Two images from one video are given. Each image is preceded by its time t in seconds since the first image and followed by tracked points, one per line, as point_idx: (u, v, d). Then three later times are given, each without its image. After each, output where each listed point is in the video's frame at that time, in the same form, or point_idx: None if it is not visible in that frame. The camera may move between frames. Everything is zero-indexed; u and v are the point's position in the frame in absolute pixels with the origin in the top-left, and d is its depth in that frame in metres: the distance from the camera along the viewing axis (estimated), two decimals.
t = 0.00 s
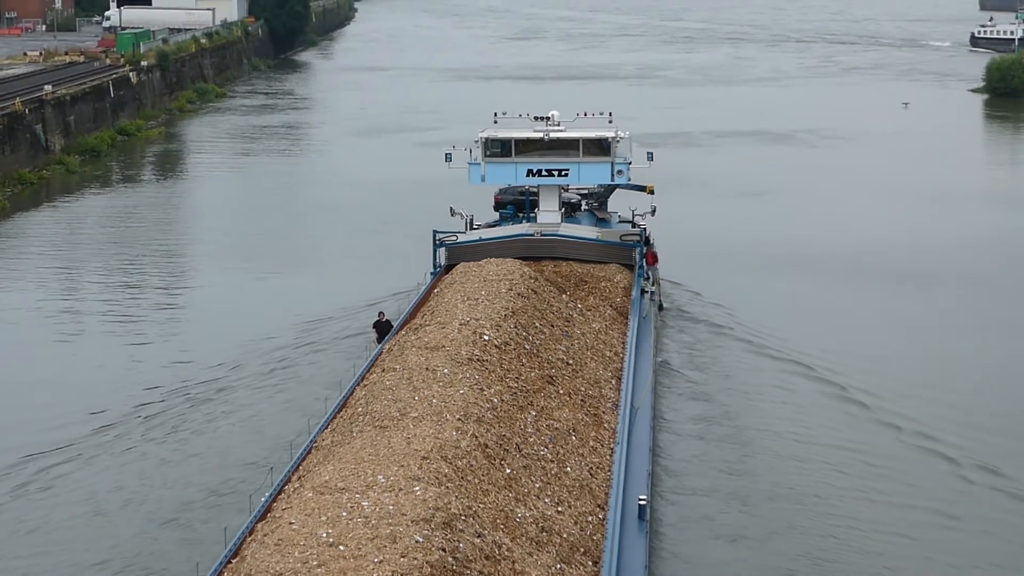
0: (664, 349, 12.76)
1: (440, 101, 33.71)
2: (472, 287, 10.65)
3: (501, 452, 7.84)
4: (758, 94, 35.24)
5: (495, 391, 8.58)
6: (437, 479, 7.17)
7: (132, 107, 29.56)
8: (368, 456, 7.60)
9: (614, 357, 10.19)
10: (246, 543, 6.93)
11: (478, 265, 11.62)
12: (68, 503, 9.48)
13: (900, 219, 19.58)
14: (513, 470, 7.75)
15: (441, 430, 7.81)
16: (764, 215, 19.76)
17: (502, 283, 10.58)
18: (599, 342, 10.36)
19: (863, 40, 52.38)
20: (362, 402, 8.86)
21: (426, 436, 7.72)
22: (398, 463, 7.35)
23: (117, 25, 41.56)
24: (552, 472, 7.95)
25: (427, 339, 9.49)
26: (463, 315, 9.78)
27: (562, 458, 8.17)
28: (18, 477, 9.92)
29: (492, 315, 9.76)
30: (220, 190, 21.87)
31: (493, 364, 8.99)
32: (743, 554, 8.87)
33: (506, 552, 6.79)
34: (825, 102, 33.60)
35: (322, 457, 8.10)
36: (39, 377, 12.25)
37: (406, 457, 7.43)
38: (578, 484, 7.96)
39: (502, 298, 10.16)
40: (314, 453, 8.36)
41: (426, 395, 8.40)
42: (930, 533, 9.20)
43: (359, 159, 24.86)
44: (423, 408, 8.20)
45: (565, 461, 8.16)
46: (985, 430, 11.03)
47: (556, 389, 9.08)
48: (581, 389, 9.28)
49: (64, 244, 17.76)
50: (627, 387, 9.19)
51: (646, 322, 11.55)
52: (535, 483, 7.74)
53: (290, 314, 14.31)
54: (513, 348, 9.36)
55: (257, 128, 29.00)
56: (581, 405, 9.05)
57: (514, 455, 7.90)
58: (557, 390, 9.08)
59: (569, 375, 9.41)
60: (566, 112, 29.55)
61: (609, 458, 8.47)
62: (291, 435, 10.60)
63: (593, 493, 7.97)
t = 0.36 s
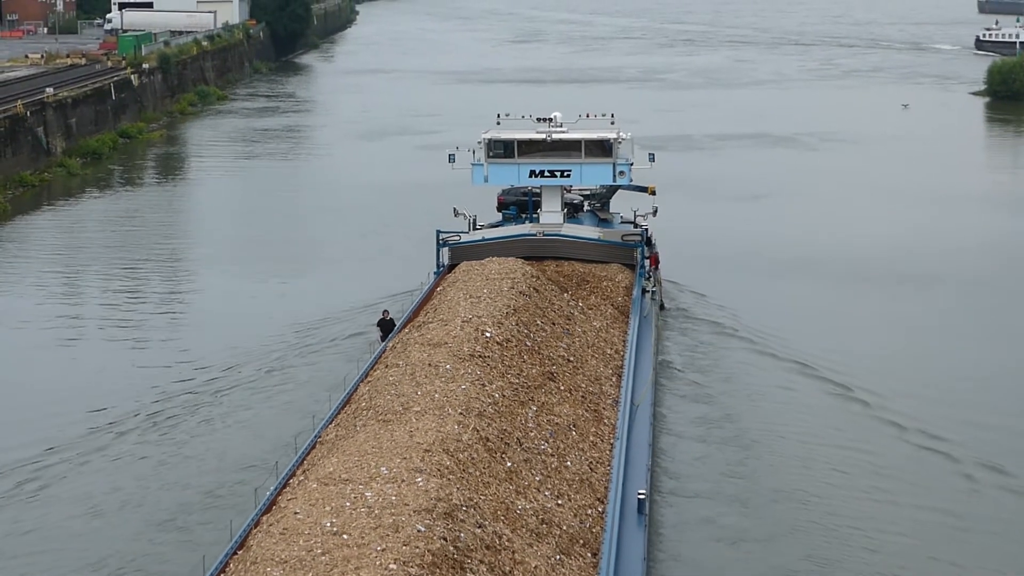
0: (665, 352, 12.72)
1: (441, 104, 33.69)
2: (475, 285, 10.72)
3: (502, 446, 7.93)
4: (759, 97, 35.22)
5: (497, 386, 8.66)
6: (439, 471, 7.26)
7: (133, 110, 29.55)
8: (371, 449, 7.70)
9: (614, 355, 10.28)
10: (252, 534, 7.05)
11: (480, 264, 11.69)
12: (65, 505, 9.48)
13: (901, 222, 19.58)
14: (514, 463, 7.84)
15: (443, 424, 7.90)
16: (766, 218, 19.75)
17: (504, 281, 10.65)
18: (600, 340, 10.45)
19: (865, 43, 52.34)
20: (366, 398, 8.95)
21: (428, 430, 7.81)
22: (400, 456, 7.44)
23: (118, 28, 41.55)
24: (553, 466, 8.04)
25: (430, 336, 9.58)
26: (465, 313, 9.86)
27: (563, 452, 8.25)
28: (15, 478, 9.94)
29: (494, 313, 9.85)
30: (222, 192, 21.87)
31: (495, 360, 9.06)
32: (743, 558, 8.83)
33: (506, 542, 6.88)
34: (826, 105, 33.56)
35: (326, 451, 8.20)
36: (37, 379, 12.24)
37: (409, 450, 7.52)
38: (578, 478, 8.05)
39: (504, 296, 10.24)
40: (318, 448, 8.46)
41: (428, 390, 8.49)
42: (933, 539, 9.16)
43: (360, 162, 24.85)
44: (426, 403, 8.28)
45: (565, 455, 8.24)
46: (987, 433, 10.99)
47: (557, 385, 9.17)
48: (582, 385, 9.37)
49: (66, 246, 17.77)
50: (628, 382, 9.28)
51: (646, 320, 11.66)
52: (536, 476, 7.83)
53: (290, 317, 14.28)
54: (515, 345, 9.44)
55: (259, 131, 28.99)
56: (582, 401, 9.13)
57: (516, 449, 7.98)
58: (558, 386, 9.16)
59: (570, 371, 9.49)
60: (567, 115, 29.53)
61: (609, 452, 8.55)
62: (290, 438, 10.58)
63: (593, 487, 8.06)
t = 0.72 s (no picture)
0: (668, 353, 12.69)
1: (443, 106, 33.69)
2: (478, 282, 10.79)
3: (503, 439, 8.06)
4: (761, 99, 35.22)
5: (499, 381, 8.78)
6: (441, 462, 7.37)
7: (134, 111, 29.55)
8: (375, 442, 7.82)
9: (615, 352, 10.47)
10: (258, 523, 7.17)
11: (483, 261, 11.71)
12: (62, 506, 9.47)
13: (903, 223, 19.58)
14: (515, 456, 7.98)
15: (445, 417, 8.00)
16: (767, 219, 19.76)
17: (506, 277, 10.72)
18: (601, 337, 10.61)
19: (866, 45, 52.32)
20: (370, 393, 9.07)
21: (431, 422, 7.91)
22: (404, 448, 7.56)
23: (120, 30, 41.55)
24: (553, 459, 8.21)
25: (432, 331, 9.67)
26: (468, 308, 9.95)
27: (563, 446, 8.42)
28: (12, 479, 9.93)
29: (497, 309, 9.94)
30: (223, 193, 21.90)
31: (497, 355, 9.15)
32: (745, 560, 8.81)
33: (507, 533, 7.03)
34: (828, 107, 33.54)
35: (330, 444, 8.32)
36: (37, 380, 12.23)
37: (412, 442, 7.64)
38: (578, 472, 8.23)
39: (506, 292, 10.33)
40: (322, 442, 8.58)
41: (431, 384, 8.60)
42: (937, 541, 9.14)
43: (362, 164, 24.86)
44: (429, 396, 8.39)
45: (566, 449, 8.41)
46: (991, 434, 10.97)
47: (558, 380, 9.32)
48: (583, 381, 9.53)
49: (68, 247, 17.80)
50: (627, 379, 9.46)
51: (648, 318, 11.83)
52: (537, 469, 7.97)
53: (290, 318, 14.26)
54: (517, 340, 9.53)
55: (260, 132, 29.00)
56: (583, 397, 9.29)
57: (517, 442, 8.12)
58: (559, 381, 9.30)
59: (571, 367, 9.63)
60: (569, 117, 29.53)
61: (608, 447, 8.75)
62: (290, 440, 10.56)
63: (593, 481, 8.24)
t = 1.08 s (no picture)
0: (668, 354, 12.72)
1: (444, 108, 33.72)
2: (481, 279, 10.97)
3: (504, 432, 8.28)
4: (762, 101, 35.24)
5: (500, 376, 9.00)
6: (443, 454, 7.59)
7: (136, 113, 29.55)
8: (379, 436, 8.04)
9: (616, 349, 10.67)
10: (264, 511, 7.39)
11: (485, 259, 11.81)
12: (60, 506, 9.49)
13: (903, 224, 19.64)
14: (516, 449, 8.20)
15: (447, 411, 8.22)
16: (768, 221, 19.80)
17: (509, 275, 10.88)
18: (602, 335, 10.80)
19: (868, 47, 52.31)
20: (374, 388, 9.28)
21: (433, 416, 8.13)
22: (406, 441, 7.78)
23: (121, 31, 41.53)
24: (554, 453, 8.42)
25: (436, 328, 9.89)
26: (471, 306, 10.16)
27: (564, 440, 8.64)
28: (17, 475, 10.00)
29: (498, 305, 10.14)
30: (225, 194, 21.94)
31: (499, 351, 9.37)
32: (743, 559, 8.85)
33: (507, 523, 7.28)
34: (829, 109, 33.55)
35: (335, 437, 8.53)
36: (41, 379, 12.29)
37: (415, 434, 7.86)
38: (579, 465, 8.45)
39: (508, 289, 10.52)
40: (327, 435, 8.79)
41: (433, 378, 8.81)
42: (935, 540, 9.18)
43: (363, 166, 24.90)
44: (432, 391, 8.61)
45: (566, 443, 8.63)
46: (991, 434, 11.00)
47: (559, 376, 9.53)
48: (583, 377, 9.74)
49: (70, 248, 17.82)
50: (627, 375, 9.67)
51: (649, 317, 11.90)
52: (537, 462, 8.20)
53: (292, 319, 14.31)
54: (519, 337, 9.75)
55: (262, 133, 29.01)
56: (583, 393, 9.51)
57: (518, 436, 8.33)
58: (559, 377, 9.52)
59: (572, 364, 9.85)
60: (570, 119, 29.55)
61: (608, 442, 8.96)
62: (289, 440, 10.58)
63: (593, 473, 8.45)
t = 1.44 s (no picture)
0: (667, 356, 12.68)
1: (445, 109, 33.73)
2: (482, 277, 11.04)
3: (505, 426, 8.35)
4: (763, 102, 35.23)
5: (502, 371, 9.07)
6: (445, 446, 7.66)
7: (137, 114, 29.57)
8: (381, 428, 8.12)
9: (616, 346, 10.71)
10: (268, 501, 7.45)
11: (488, 257, 11.88)
12: (54, 508, 9.47)
13: (904, 225, 19.65)
14: (517, 442, 8.26)
15: (449, 404, 8.30)
16: (769, 221, 19.81)
17: (511, 273, 10.95)
18: (603, 331, 10.84)
19: (869, 48, 52.27)
20: (376, 382, 9.35)
21: (435, 409, 8.21)
22: (409, 433, 7.85)
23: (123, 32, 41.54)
24: (554, 446, 8.48)
25: (438, 324, 9.97)
26: (473, 302, 10.23)
27: (564, 434, 8.69)
28: (18, 474, 10.03)
29: (500, 302, 10.22)
30: (225, 195, 21.96)
31: (500, 347, 9.44)
32: (740, 561, 8.82)
33: (507, 512, 7.33)
34: (831, 110, 33.53)
35: (338, 430, 8.61)
36: (42, 379, 12.32)
37: (416, 426, 7.94)
38: (579, 459, 8.50)
39: (510, 286, 10.60)
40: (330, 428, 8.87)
41: (436, 373, 8.89)
42: (934, 544, 9.14)
43: (364, 167, 24.91)
44: (434, 385, 8.69)
45: (567, 436, 8.68)
46: (989, 435, 10.99)
47: (559, 371, 9.59)
48: (584, 372, 9.80)
49: (71, 249, 17.85)
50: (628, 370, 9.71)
51: (649, 315, 11.93)
52: (538, 455, 8.25)
53: (293, 319, 14.34)
54: (520, 333, 9.82)
55: (263, 135, 29.03)
56: (584, 387, 9.56)
57: (518, 429, 8.40)
58: (560, 372, 9.58)
59: (573, 359, 9.90)
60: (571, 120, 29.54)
61: (608, 436, 9.01)
62: (285, 442, 10.55)
63: (593, 466, 8.50)
